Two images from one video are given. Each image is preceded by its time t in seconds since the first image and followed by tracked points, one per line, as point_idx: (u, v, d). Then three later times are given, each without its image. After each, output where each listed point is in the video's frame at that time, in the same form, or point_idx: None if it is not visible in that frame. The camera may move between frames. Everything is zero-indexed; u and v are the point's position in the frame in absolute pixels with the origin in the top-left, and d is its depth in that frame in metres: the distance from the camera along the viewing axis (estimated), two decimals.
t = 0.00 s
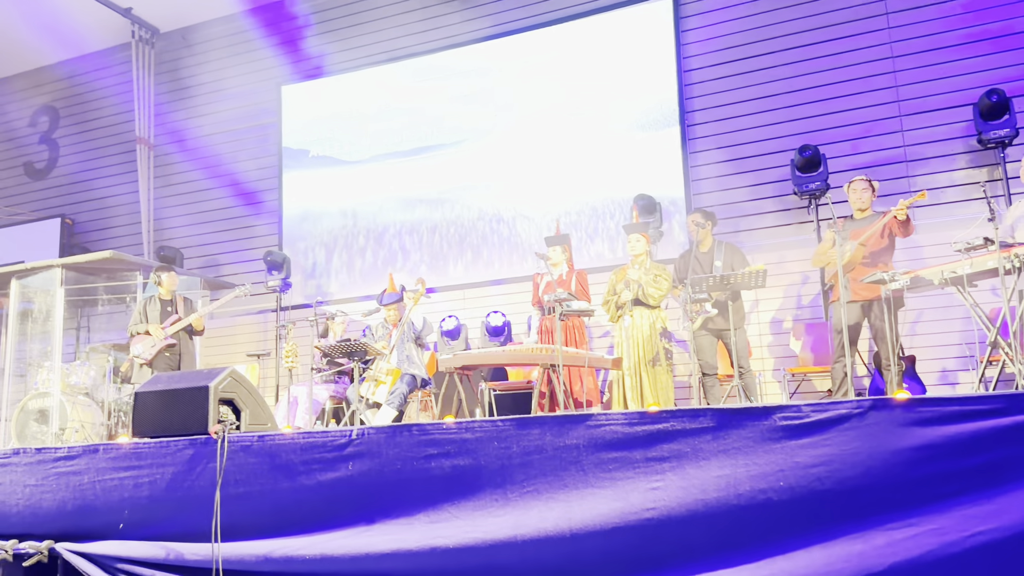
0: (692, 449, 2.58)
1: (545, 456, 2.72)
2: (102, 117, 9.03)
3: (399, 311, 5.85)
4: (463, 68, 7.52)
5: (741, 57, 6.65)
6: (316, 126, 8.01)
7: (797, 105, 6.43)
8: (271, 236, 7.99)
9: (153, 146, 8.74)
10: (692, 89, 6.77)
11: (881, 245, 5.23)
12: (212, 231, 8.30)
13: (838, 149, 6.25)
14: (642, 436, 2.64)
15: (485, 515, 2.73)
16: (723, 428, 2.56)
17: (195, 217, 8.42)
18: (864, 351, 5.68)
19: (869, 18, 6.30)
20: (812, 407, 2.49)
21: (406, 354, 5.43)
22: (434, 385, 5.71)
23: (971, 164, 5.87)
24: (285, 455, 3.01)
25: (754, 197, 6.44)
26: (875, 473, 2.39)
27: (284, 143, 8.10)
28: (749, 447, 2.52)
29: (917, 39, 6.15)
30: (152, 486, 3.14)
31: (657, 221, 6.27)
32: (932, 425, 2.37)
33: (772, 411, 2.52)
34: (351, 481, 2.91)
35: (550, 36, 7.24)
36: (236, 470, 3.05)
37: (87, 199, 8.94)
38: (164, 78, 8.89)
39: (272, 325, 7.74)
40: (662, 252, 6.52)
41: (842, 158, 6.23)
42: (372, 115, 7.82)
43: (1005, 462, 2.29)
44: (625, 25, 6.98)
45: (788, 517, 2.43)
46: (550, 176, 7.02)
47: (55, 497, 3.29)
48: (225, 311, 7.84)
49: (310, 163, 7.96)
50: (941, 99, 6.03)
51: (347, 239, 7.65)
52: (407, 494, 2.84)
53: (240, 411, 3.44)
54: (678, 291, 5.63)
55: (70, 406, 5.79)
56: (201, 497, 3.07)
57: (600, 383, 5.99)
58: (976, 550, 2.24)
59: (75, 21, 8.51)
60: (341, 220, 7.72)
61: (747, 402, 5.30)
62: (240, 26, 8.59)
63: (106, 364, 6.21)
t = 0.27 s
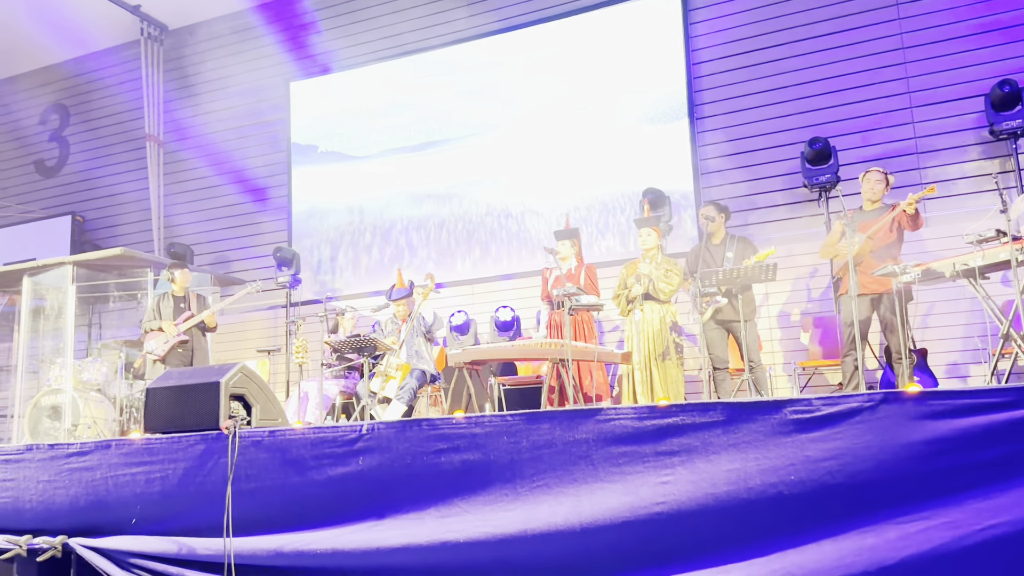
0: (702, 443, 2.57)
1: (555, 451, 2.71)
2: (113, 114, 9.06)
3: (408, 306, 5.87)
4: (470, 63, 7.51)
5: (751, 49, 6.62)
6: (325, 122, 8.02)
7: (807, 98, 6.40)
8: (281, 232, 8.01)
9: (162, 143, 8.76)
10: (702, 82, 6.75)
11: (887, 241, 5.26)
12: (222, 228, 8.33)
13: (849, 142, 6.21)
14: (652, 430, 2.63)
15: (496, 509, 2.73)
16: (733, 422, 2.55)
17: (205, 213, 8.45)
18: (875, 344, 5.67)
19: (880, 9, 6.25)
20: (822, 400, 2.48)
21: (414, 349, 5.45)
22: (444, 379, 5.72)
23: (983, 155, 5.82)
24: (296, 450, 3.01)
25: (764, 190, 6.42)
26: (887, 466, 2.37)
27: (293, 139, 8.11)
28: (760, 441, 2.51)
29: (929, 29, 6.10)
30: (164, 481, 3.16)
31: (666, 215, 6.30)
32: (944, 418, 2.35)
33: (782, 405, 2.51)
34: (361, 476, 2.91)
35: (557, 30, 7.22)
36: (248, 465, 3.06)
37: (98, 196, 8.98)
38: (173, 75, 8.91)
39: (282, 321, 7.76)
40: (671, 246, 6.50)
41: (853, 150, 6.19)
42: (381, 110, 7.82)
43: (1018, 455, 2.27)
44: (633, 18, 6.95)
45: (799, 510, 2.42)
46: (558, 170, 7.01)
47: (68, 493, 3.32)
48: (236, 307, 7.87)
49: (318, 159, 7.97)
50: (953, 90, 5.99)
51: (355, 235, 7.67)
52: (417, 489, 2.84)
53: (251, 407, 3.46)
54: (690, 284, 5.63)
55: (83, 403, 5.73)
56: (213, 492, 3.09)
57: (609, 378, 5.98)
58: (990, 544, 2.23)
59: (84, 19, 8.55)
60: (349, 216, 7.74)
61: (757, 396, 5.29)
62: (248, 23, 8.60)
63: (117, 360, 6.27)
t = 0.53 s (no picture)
0: (739, 435, 2.53)
1: (589, 443, 2.70)
2: (152, 113, 9.23)
3: (442, 299, 5.93)
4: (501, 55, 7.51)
5: (787, 35, 6.54)
6: (358, 116, 8.08)
7: (844, 83, 6.30)
8: (317, 227, 8.11)
9: (202, 139, 8.93)
10: (737, 69, 6.70)
11: (923, 234, 5.12)
12: (260, 223, 8.45)
13: (887, 128, 6.11)
14: (687, 422, 2.59)
15: (531, 500, 2.73)
16: (771, 413, 2.50)
17: (242, 209, 8.57)
18: (914, 335, 5.56)
19: None
20: (862, 391, 2.43)
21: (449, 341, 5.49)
22: (479, 371, 5.77)
23: None
24: (334, 442, 3.05)
25: (801, 177, 6.37)
26: (928, 457, 2.33)
27: (327, 134, 8.19)
28: (798, 432, 2.47)
29: (970, 11, 5.96)
30: (207, 473, 3.21)
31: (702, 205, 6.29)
32: (986, 409, 2.30)
33: (821, 395, 2.47)
34: (398, 467, 2.93)
35: (589, 20, 7.19)
36: (288, 456, 3.10)
37: (138, 193, 9.15)
38: (210, 73, 9.04)
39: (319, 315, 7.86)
40: (707, 235, 6.42)
41: (892, 136, 6.08)
42: (413, 104, 7.85)
43: None
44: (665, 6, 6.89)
45: (837, 501, 2.40)
46: (591, 162, 6.99)
47: (113, 484, 3.39)
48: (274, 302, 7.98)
49: (352, 154, 8.04)
50: (995, 73, 5.84)
51: (389, 230, 7.73)
52: (453, 480, 2.85)
53: (290, 399, 3.52)
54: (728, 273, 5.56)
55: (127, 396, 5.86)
56: (254, 484, 3.14)
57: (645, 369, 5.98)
58: None
59: (123, 20, 8.71)
60: (382, 210, 7.79)
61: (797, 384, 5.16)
62: (282, 20, 8.69)
63: (160, 354, 6.10)
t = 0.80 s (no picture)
0: (765, 430, 2.51)
1: (615, 438, 2.69)
2: (178, 114, 9.33)
3: (466, 295, 5.96)
4: (521, 50, 7.50)
5: (811, 24, 6.47)
6: (379, 114, 8.11)
7: (870, 72, 6.23)
8: (341, 225, 8.17)
9: (226, 140, 8.98)
10: (760, 60, 6.64)
11: (948, 222, 5.11)
12: (285, 222, 8.52)
13: (914, 117, 6.03)
14: (714, 417, 2.58)
15: (556, 496, 2.72)
16: (797, 408, 2.48)
17: (267, 208, 8.65)
18: (943, 327, 5.42)
19: None
20: (890, 384, 2.40)
21: (472, 338, 5.52)
22: (503, 367, 5.79)
23: None
24: (360, 438, 3.04)
25: (826, 169, 6.30)
26: (957, 451, 2.30)
27: (350, 132, 8.23)
28: (825, 426, 2.45)
29: None
30: (236, 469, 3.25)
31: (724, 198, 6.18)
32: (1017, 401, 2.26)
33: (848, 389, 2.44)
34: (424, 463, 2.93)
35: (609, 14, 7.16)
36: (314, 453, 3.11)
37: (165, 193, 9.26)
38: (234, 73, 9.11)
39: (344, 312, 7.92)
40: (730, 229, 6.41)
41: (919, 126, 6.00)
42: (435, 101, 7.87)
43: None
44: None
45: (865, 496, 2.37)
46: (613, 156, 6.97)
47: (145, 481, 3.43)
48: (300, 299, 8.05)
49: (374, 151, 8.07)
50: None
51: (412, 227, 7.77)
52: (479, 476, 2.85)
53: (317, 396, 3.55)
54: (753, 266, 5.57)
55: (156, 393, 5.97)
56: (281, 480, 3.16)
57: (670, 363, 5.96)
58: None
59: (147, 22, 8.81)
60: (405, 207, 7.83)
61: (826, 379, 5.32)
62: (304, 19, 8.74)
63: (189, 353, 6.19)
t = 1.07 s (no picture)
0: (795, 426, 2.48)
1: (642, 435, 2.66)
2: (205, 115, 9.42)
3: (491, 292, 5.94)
4: (543, 46, 7.48)
5: (837, 15, 6.40)
6: (403, 113, 8.13)
7: (899, 62, 6.14)
8: (366, 224, 8.21)
9: (252, 142, 9.02)
10: (786, 51, 6.57)
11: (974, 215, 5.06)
12: (310, 221, 8.58)
13: (944, 107, 5.95)
14: (742, 413, 2.54)
15: (583, 493, 2.70)
16: (827, 403, 2.45)
17: (293, 208, 8.70)
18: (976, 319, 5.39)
19: None
20: (922, 378, 2.37)
21: (498, 335, 5.52)
22: (529, 364, 5.78)
23: None
24: (387, 436, 3.05)
25: (854, 161, 6.22)
26: (992, 445, 2.26)
27: (374, 131, 8.27)
28: (856, 422, 2.42)
29: None
30: (266, 467, 3.27)
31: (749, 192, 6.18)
32: None
33: (879, 383, 2.41)
34: (451, 460, 2.92)
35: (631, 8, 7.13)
36: (343, 450, 3.12)
37: (192, 195, 9.37)
38: (259, 74, 9.19)
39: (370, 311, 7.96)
40: (756, 223, 6.35)
41: (948, 116, 5.91)
42: (457, 98, 7.87)
43: None
44: None
45: (899, 492, 2.33)
46: (637, 151, 6.94)
47: (176, 479, 3.47)
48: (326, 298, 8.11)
49: (397, 150, 8.10)
50: None
51: (436, 225, 7.78)
52: (507, 474, 2.83)
53: (345, 394, 3.57)
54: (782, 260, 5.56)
55: (187, 393, 6.03)
56: (311, 477, 3.19)
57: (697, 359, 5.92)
58: None
59: (173, 25, 8.91)
60: (429, 205, 7.85)
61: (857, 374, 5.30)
62: (327, 20, 8.79)
63: (217, 353, 6.37)
